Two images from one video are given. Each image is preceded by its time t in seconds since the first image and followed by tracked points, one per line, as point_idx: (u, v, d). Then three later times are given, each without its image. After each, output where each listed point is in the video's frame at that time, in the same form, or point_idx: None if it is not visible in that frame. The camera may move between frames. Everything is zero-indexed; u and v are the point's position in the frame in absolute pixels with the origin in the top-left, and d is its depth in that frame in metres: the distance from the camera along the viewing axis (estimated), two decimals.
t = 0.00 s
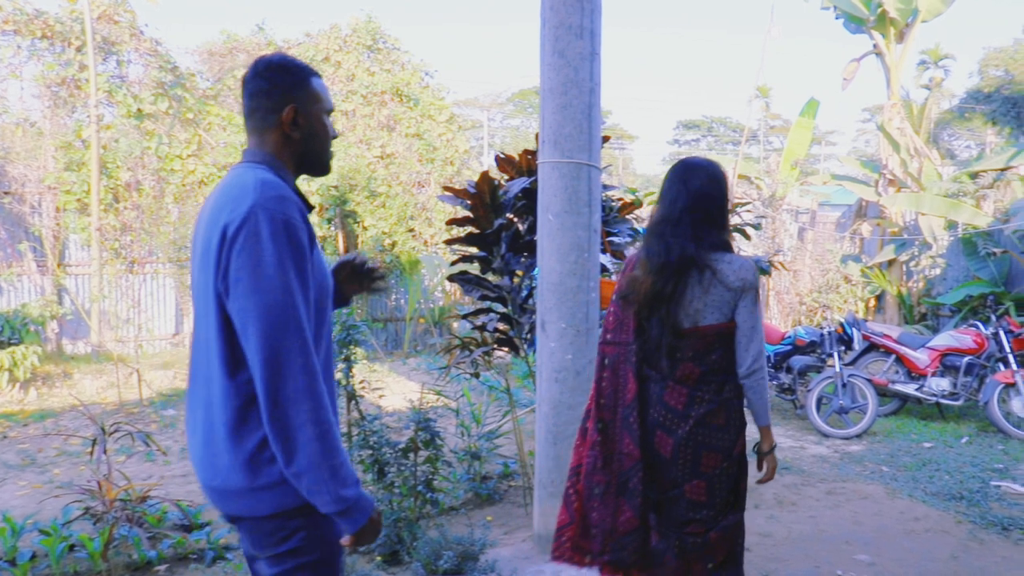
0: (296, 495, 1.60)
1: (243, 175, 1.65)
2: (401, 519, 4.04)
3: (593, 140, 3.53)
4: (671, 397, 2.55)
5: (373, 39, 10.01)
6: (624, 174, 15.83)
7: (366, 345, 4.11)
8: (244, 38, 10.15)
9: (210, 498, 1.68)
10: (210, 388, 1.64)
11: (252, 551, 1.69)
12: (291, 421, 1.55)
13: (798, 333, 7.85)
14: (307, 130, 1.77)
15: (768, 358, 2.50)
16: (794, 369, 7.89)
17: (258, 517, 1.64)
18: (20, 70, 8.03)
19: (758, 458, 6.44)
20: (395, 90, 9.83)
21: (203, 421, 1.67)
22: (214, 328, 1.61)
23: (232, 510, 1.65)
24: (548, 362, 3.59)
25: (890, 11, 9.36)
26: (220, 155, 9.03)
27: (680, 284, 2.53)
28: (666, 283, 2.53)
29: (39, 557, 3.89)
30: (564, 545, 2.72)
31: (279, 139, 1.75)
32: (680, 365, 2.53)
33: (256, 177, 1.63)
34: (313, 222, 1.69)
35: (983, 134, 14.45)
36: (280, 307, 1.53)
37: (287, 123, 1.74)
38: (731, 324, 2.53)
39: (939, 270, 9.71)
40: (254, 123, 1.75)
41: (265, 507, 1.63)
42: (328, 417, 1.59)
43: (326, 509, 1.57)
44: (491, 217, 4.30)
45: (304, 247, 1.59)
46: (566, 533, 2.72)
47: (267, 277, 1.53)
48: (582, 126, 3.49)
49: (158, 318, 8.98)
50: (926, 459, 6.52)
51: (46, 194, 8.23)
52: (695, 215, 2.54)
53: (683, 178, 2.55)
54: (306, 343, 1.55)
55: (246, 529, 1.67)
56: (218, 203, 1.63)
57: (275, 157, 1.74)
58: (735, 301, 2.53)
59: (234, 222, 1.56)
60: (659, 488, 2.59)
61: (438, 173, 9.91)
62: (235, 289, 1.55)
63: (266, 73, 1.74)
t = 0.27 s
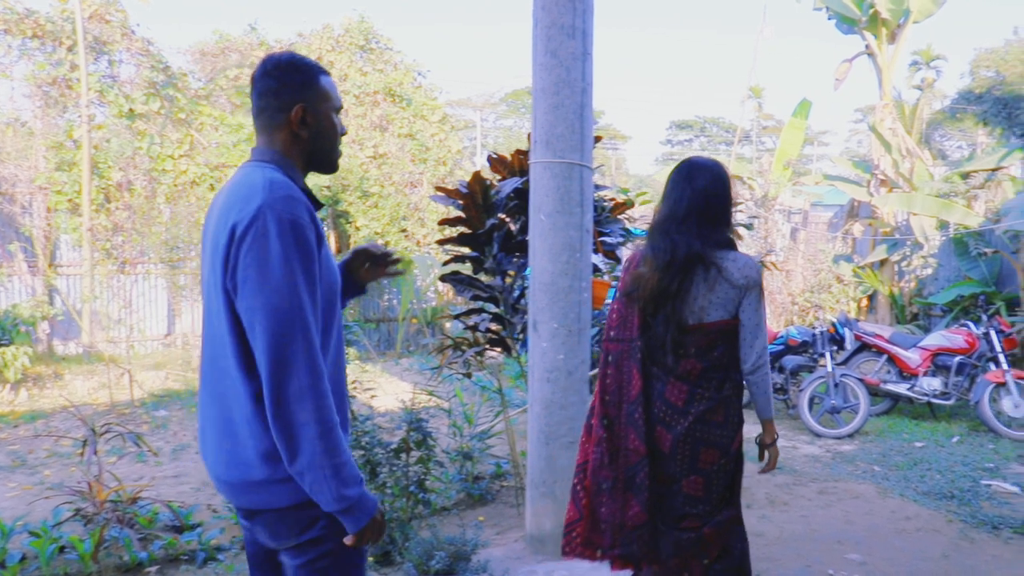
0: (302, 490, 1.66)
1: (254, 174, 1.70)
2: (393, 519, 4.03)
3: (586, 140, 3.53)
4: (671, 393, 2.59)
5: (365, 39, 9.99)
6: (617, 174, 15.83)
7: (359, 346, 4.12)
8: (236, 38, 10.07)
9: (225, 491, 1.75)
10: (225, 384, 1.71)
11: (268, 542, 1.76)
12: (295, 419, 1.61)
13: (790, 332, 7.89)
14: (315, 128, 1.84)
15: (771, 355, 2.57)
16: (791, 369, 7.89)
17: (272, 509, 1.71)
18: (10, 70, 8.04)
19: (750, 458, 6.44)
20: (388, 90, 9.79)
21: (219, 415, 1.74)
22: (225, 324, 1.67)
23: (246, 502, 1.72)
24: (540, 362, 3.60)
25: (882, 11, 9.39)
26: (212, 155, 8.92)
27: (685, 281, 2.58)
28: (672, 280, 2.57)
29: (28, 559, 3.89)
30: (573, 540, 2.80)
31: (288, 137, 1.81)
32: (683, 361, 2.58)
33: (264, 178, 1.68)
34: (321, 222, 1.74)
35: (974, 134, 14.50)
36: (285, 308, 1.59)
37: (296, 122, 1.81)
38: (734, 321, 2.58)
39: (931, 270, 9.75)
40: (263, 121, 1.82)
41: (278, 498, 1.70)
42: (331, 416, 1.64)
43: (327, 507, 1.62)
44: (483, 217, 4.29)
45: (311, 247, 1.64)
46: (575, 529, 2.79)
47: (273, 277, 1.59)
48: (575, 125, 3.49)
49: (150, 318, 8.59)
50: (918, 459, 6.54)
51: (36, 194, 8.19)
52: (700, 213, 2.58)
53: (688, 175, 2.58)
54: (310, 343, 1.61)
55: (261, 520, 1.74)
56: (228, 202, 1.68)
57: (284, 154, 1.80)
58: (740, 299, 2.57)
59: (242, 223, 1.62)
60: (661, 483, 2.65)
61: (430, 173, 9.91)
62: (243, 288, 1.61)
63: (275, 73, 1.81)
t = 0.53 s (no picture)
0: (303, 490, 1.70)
1: (261, 176, 1.74)
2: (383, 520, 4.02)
3: (574, 140, 3.53)
4: (671, 390, 2.67)
5: (355, 39, 9.96)
6: (607, 175, 15.84)
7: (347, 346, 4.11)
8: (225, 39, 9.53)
9: (234, 487, 1.80)
10: (234, 381, 1.76)
11: (279, 537, 1.80)
12: (296, 421, 1.64)
13: (780, 332, 7.95)
14: (321, 128, 1.89)
15: (768, 354, 2.65)
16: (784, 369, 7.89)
17: (281, 505, 1.75)
18: None
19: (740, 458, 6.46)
20: (377, 90, 9.76)
21: (229, 413, 1.78)
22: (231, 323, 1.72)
23: (256, 498, 1.77)
24: (529, 362, 3.60)
25: (870, 12, 9.43)
26: (201, 155, 8.84)
27: (686, 280, 2.65)
28: (674, 279, 2.64)
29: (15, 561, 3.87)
30: (575, 535, 2.86)
31: (293, 137, 1.85)
32: (683, 359, 2.65)
33: (270, 180, 1.71)
34: (327, 224, 1.78)
35: (962, 134, 14.58)
36: (288, 310, 1.62)
37: (301, 122, 1.86)
38: (732, 320, 2.65)
39: (919, 270, 9.84)
40: (270, 122, 1.86)
41: (289, 493, 1.75)
42: (331, 419, 1.66)
43: (325, 509, 1.65)
44: (472, 217, 4.28)
45: (316, 250, 1.67)
46: (577, 525, 2.85)
47: (276, 280, 1.62)
48: (564, 126, 3.49)
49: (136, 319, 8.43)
50: (906, 458, 6.57)
51: (24, 194, 8.19)
52: (701, 214, 2.65)
53: (690, 176, 2.66)
54: (312, 346, 1.64)
55: (273, 516, 1.78)
56: (234, 204, 1.72)
57: (289, 155, 1.84)
58: (738, 298, 2.65)
59: (247, 225, 1.65)
60: (659, 480, 2.72)
61: (420, 173, 9.90)
62: (248, 290, 1.64)
63: (281, 73, 1.85)
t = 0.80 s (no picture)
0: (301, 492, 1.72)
1: (272, 180, 1.77)
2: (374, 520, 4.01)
3: (564, 140, 3.54)
4: (670, 389, 2.71)
5: (345, 39, 9.94)
6: (598, 175, 15.85)
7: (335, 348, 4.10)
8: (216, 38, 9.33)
9: (247, 483, 1.85)
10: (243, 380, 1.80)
11: (292, 533, 1.84)
12: (297, 423, 1.66)
13: (771, 331, 8.02)
14: (327, 130, 1.93)
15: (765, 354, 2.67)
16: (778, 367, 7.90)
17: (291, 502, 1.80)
18: None
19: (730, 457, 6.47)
20: (368, 90, 9.76)
21: (241, 412, 1.83)
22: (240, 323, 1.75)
23: (269, 495, 1.82)
24: (520, 362, 3.60)
25: (860, 13, 9.46)
26: (190, 155, 8.73)
27: (686, 281, 2.68)
28: (674, 280, 2.67)
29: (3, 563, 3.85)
30: (576, 531, 2.92)
31: (301, 139, 1.90)
32: (682, 359, 2.69)
33: (278, 185, 1.74)
34: (335, 228, 1.80)
35: (951, 135, 14.65)
36: (290, 314, 1.64)
37: (310, 124, 1.90)
38: (730, 321, 2.68)
39: (909, 269, 9.92)
40: (279, 124, 1.90)
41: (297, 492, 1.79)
42: (330, 424, 1.68)
43: (319, 513, 1.67)
44: (462, 217, 4.26)
45: (321, 255, 1.70)
46: (579, 522, 2.92)
47: (279, 283, 1.65)
48: (553, 126, 3.49)
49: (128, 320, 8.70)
50: (896, 457, 6.59)
51: (12, 194, 8.20)
52: (698, 215, 2.69)
53: (688, 178, 2.69)
54: (314, 350, 1.66)
55: (287, 512, 1.83)
56: (244, 207, 1.76)
57: (297, 156, 1.89)
58: (735, 299, 2.67)
59: (253, 229, 1.69)
60: (658, 477, 2.75)
61: (410, 173, 9.90)
62: (253, 293, 1.68)
63: (290, 77, 1.89)
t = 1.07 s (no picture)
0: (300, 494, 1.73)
1: (283, 183, 1.77)
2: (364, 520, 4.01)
3: (554, 140, 3.53)
4: (669, 388, 2.71)
5: (336, 39, 9.93)
6: (589, 175, 15.85)
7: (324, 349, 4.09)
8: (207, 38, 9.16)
9: (252, 483, 1.86)
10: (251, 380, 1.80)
11: (298, 533, 1.85)
12: (299, 427, 1.67)
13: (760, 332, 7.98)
14: (338, 133, 1.92)
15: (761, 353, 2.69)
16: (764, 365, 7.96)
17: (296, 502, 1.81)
18: None
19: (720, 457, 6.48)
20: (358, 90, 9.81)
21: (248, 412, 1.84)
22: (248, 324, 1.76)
23: (274, 495, 1.83)
24: (509, 362, 3.59)
25: (850, 14, 9.49)
26: (180, 155, 8.86)
27: (683, 282, 2.69)
28: (672, 281, 2.68)
29: None
30: (576, 530, 2.92)
31: (313, 143, 1.90)
32: (681, 359, 2.70)
33: (289, 188, 1.74)
34: (344, 234, 1.80)
35: (940, 135, 14.72)
36: (296, 318, 1.65)
37: (320, 128, 1.89)
38: (728, 321, 2.70)
39: (898, 269, 9.89)
40: (289, 127, 1.89)
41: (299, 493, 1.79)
42: (331, 429, 1.69)
43: (317, 517, 1.68)
44: (452, 217, 4.25)
45: (329, 261, 1.70)
46: (578, 520, 2.91)
47: (286, 288, 1.65)
48: (543, 126, 3.49)
49: (117, 321, 8.72)
50: (886, 456, 6.61)
51: None
52: (696, 216, 2.69)
53: (686, 180, 2.70)
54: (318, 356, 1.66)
55: (293, 512, 1.84)
56: (254, 209, 1.76)
57: (307, 160, 1.89)
58: (732, 300, 2.69)
59: (262, 233, 1.69)
60: (658, 475, 2.75)
61: (401, 174, 9.90)
62: (261, 296, 1.68)
63: (298, 81, 1.88)
